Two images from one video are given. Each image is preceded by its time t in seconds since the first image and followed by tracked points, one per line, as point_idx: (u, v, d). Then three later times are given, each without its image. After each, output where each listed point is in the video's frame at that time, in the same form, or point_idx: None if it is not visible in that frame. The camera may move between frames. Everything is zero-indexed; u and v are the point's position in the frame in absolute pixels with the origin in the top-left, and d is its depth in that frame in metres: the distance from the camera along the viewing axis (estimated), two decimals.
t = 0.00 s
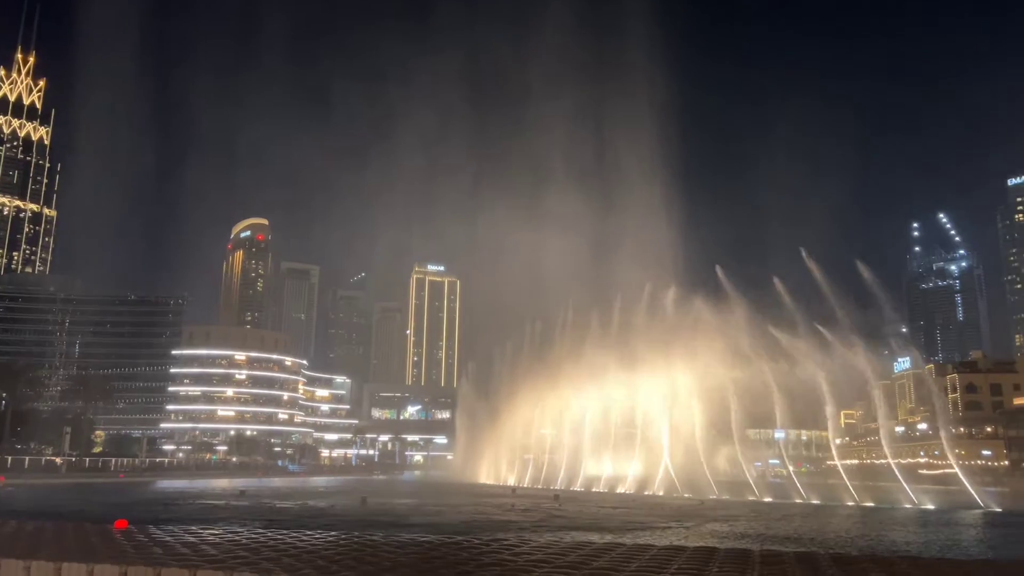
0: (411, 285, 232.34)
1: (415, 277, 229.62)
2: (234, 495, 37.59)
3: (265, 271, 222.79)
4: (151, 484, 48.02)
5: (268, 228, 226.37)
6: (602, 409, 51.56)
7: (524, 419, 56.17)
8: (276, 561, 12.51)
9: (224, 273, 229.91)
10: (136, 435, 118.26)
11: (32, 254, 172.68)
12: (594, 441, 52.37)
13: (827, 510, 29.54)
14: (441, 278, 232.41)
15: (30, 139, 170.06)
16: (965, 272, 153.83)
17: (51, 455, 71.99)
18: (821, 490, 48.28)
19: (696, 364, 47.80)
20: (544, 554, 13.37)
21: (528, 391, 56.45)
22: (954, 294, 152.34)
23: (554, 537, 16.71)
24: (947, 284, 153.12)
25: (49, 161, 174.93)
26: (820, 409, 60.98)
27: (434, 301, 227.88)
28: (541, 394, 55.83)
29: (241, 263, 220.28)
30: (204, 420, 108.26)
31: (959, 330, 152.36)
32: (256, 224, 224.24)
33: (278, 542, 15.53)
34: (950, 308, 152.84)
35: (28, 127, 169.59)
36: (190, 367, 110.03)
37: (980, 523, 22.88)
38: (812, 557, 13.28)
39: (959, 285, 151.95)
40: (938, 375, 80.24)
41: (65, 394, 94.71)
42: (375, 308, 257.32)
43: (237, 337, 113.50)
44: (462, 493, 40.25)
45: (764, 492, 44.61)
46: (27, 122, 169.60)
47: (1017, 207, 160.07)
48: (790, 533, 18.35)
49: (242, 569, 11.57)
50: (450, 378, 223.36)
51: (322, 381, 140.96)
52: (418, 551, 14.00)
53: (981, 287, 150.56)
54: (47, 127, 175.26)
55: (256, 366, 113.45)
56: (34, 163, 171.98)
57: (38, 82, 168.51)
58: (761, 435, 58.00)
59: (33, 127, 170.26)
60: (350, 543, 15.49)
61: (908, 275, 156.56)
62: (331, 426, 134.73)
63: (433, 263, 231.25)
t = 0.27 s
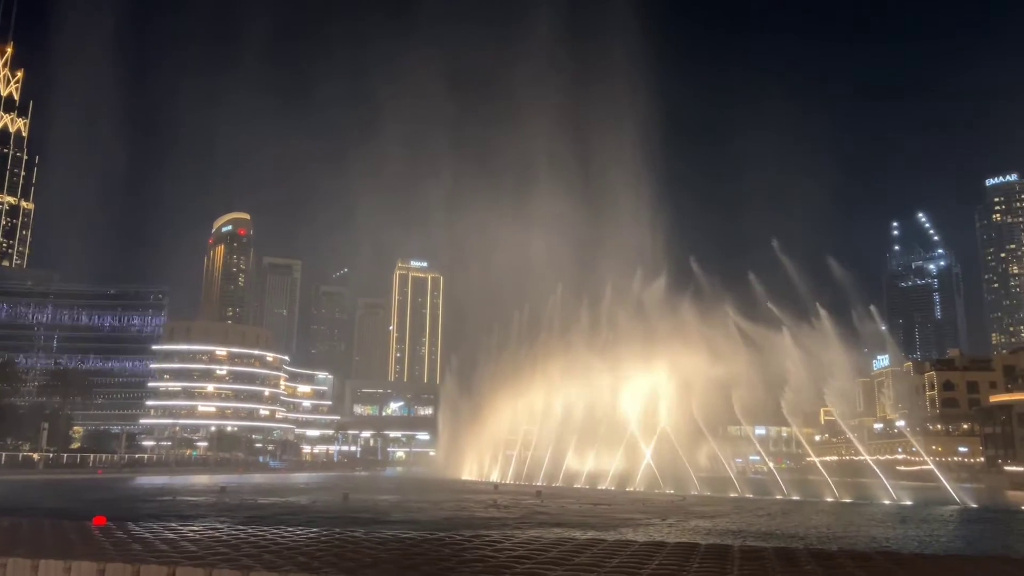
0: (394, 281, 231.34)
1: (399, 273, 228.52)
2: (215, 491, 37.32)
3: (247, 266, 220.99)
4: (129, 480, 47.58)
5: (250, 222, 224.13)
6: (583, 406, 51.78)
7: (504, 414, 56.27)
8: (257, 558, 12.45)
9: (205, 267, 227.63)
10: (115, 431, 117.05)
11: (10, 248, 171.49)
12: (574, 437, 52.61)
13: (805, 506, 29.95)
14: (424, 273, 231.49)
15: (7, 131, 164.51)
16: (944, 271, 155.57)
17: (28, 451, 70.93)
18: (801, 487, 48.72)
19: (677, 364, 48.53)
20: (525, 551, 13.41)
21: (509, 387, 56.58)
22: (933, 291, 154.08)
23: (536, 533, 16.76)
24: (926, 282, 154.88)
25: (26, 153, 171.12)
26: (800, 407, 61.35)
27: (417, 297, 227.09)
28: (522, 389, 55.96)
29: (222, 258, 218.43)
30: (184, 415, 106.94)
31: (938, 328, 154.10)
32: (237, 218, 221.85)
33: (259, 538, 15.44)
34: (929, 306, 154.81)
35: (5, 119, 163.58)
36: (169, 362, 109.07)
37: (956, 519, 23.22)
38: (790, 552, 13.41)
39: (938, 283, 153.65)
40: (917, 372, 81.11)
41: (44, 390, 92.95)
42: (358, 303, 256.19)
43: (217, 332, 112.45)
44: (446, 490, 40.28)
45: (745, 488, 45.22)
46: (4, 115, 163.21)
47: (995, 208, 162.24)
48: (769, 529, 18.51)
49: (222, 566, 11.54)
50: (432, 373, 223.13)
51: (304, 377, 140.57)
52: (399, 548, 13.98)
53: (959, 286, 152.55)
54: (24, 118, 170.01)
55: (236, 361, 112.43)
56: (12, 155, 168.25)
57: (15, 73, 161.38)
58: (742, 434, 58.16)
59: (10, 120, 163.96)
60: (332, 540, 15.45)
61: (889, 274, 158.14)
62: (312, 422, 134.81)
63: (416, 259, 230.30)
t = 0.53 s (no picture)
0: (381, 277, 230.82)
1: (385, 269, 228.31)
2: (201, 488, 37.16)
3: (233, 262, 219.59)
4: (114, 477, 47.24)
5: (236, 218, 222.50)
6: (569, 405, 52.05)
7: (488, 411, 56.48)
8: (242, 554, 12.39)
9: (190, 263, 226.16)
10: (98, 427, 116.15)
11: None
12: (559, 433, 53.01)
13: (790, 502, 30.34)
14: (411, 270, 231.13)
15: None
16: (928, 269, 157.00)
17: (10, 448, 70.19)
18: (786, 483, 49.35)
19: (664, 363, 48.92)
20: (510, 547, 13.43)
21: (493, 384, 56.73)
22: (917, 290, 155.70)
23: (523, 529, 16.80)
24: (909, 281, 156.41)
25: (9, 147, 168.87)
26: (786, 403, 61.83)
27: (404, 293, 226.70)
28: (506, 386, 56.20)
29: (207, 253, 217.00)
30: (168, 412, 106.56)
31: (922, 326, 155.59)
32: (223, 213, 220.02)
33: (244, 535, 15.39)
34: (912, 304, 156.31)
35: None
36: (154, 358, 107.93)
37: (937, 515, 23.57)
38: (775, 547, 13.54)
39: (922, 282, 155.25)
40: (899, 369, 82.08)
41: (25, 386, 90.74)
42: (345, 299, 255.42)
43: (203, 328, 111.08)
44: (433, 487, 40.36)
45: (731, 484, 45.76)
46: None
47: (978, 207, 163.95)
48: (756, 525, 18.66)
49: (208, 562, 11.49)
50: (419, 370, 222.79)
51: (290, 373, 139.94)
52: (385, 544, 13.99)
53: (942, 285, 154.10)
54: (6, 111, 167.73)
55: (222, 357, 111.78)
56: None
57: None
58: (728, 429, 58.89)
59: None
60: (317, 536, 15.40)
61: (873, 272, 159.48)
62: (297, 418, 133.12)
63: (403, 255, 229.84)
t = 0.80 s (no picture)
0: (372, 274, 230.57)
1: (376, 266, 228.25)
2: (192, 485, 37.02)
3: (223, 258, 218.67)
4: (103, 474, 47.02)
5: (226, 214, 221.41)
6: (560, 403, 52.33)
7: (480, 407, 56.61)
8: (231, 552, 12.32)
9: (180, 259, 225.15)
10: (87, 425, 115.59)
11: None
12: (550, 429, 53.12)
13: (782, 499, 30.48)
14: (403, 267, 230.92)
15: None
16: (917, 268, 158.12)
17: None
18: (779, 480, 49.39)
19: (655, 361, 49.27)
20: (501, 544, 13.45)
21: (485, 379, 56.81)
22: (906, 288, 156.80)
23: (515, 527, 16.75)
24: (899, 279, 157.50)
25: None
26: (778, 398, 61.78)
27: (395, 290, 226.43)
28: (499, 381, 56.38)
29: (198, 250, 216.06)
30: (158, 409, 105.91)
31: (911, 325, 156.61)
32: (213, 210, 218.83)
33: (234, 533, 15.35)
34: (902, 302, 157.30)
35: None
36: (144, 355, 107.31)
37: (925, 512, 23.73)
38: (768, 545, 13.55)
39: (911, 280, 156.40)
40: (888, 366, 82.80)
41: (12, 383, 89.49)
42: (335, 297, 254.86)
43: (193, 325, 110.75)
44: (424, 484, 40.34)
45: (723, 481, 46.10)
46: None
47: (967, 206, 165.11)
48: (749, 522, 18.69)
49: (198, 560, 11.45)
50: (411, 368, 222.54)
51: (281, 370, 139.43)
52: (376, 543, 13.97)
53: (932, 283, 155.12)
54: None
55: (212, 354, 111.24)
56: None
57: None
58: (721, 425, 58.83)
59: None
60: (309, 533, 15.36)
61: (863, 270, 160.58)
62: (287, 416, 131.84)
63: (395, 252, 229.67)
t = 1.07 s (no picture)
0: (367, 273, 230.43)
1: (371, 265, 228.32)
2: (185, 484, 36.95)
3: (217, 257, 218.05)
4: (96, 473, 46.81)
5: (221, 213, 220.82)
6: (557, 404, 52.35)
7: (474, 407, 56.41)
8: (225, 551, 12.33)
9: (174, 258, 224.47)
10: (81, 424, 115.14)
11: None
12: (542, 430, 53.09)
13: (778, 498, 30.56)
14: (397, 266, 230.79)
15: None
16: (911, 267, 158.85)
17: None
18: (773, 479, 49.62)
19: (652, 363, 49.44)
20: (496, 543, 13.44)
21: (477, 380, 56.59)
22: (900, 287, 157.49)
23: (509, 526, 16.67)
24: (893, 278, 158.14)
25: None
26: (772, 399, 62.03)
27: (390, 289, 226.17)
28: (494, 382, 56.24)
29: (191, 249, 215.49)
30: (152, 408, 105.51)
31: (905, 324, 157.09)
32: (208, 208, 218.19)
33: (229, 532, 15.33)
34: (896, 301, 157.82)
35: None
36: (138, 354, 106.85)
37: (921, 510, 23.68)
38: (761, 543, 13.61)
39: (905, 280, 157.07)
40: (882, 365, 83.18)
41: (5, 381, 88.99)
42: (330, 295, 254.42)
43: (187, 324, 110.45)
44: (421, 483, 40.34)
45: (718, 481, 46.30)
46: None
47: (960, 206, 165.98)
48: (743, 521, 18.68)
49: (194, 560, 11.42)
50: (405, 367, 222.22)
51: (275, 369, 139.18)
52: (372, 542, 13.95)
53: (925, 283, 155.69)
54: None
55: (206, 353, 110.94)
56: None
57: None
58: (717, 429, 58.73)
59: None
60: (303, 533, 15.36)
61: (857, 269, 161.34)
62: (283, 414, 132.81)
63: (389, 251, 229.52)
